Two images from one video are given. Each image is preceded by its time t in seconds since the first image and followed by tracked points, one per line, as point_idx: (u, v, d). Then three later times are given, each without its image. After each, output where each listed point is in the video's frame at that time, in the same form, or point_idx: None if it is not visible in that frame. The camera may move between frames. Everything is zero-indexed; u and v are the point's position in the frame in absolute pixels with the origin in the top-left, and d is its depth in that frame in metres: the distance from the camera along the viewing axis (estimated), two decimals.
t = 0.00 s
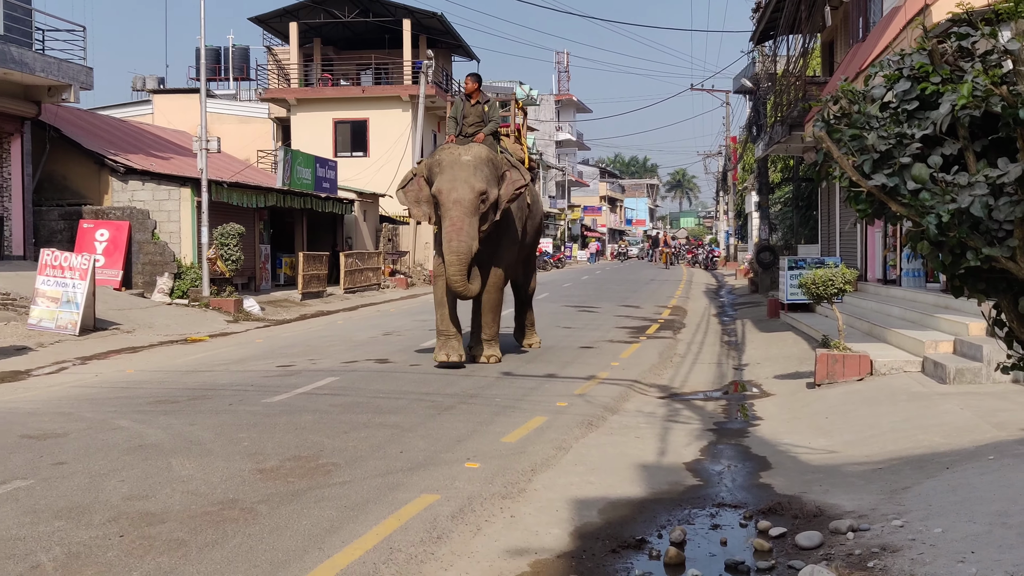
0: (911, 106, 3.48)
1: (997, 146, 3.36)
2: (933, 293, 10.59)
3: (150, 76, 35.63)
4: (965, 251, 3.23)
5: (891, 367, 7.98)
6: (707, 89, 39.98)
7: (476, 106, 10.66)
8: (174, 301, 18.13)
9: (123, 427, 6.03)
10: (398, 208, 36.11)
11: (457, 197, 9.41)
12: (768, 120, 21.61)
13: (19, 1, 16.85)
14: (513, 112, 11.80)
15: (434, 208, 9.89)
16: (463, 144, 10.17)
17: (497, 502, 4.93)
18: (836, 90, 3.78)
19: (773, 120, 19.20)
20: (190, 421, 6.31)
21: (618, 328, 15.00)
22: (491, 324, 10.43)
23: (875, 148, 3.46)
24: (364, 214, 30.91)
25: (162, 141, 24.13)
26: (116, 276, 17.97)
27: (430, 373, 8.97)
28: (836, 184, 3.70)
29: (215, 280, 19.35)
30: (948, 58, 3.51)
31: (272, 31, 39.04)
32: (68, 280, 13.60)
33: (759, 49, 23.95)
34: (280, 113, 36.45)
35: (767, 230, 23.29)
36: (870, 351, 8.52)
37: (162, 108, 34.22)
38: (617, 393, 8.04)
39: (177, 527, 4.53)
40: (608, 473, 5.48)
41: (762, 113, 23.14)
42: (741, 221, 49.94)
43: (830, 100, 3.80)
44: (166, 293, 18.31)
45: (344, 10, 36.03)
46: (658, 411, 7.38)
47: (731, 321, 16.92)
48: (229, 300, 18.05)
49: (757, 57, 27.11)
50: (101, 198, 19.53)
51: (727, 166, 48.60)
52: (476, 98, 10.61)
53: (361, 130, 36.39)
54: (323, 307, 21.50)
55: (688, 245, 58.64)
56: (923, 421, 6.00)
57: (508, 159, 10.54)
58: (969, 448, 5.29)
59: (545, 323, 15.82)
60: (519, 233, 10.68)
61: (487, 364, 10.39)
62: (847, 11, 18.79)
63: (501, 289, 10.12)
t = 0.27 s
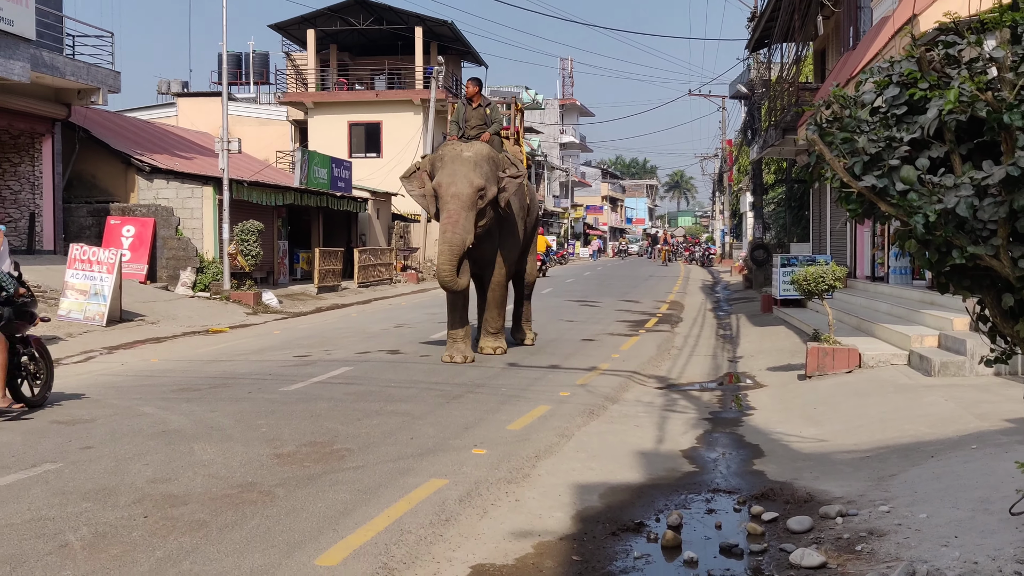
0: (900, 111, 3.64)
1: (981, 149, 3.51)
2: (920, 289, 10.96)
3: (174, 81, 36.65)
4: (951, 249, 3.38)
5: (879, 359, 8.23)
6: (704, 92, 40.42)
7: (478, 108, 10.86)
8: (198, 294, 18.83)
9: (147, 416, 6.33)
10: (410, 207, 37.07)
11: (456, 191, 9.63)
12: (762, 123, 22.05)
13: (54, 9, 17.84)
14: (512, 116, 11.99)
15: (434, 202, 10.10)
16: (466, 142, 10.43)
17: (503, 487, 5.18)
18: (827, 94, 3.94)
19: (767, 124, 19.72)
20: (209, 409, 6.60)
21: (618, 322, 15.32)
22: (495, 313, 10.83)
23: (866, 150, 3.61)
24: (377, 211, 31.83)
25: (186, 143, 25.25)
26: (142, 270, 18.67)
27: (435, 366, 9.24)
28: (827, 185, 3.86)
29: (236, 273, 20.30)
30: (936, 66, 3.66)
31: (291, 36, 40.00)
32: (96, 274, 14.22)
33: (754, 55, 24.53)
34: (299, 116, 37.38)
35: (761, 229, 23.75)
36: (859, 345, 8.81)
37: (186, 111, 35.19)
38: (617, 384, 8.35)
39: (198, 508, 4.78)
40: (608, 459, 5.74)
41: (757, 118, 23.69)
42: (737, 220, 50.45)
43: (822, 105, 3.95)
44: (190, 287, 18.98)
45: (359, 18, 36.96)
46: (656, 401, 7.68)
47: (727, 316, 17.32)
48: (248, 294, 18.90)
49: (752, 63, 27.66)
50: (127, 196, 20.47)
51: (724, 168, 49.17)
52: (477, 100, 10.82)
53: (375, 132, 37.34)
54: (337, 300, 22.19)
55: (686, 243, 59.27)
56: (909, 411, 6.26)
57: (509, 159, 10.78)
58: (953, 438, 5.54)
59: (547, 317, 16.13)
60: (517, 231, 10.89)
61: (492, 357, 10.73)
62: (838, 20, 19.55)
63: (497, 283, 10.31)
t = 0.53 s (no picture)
0: (889, 118, 3.79)
1: (967, 154, 3.66)
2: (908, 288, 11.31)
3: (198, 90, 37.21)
4: (937, 249, 3.56)
5: (869, 354, 8.52)
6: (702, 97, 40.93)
7: (478, 111, 11.17)
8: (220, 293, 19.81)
9: (172, 409, 6.63)
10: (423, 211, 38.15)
11: (458, 208, 9.85)
12: (757, 129, 22.52)
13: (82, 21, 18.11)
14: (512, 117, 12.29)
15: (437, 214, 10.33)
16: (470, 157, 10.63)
17: (511, 476, 5.44)
18: (819, 102, 4.08)
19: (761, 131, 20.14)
20: (230, 403, 6.90)
21: (620, 319, 15.62)
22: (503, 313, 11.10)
23: (856, 156, 3.78)
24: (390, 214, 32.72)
25: (208, 149, 26.22)
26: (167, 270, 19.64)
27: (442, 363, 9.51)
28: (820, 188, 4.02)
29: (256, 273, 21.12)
30: (924, 75, 3.80)
31: (308, 48, 40.44)
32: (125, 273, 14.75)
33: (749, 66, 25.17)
34: (316, 124, 38.00)
35: (756, 230, 24.13)
36: (850, 340, 9.12)
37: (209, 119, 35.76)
38: (619, 378, 8.65)
39: (221, 496, 5.04)
40: (611, 450, 6.01)
41: (751, 125, 24.12)
42: (732, 221, 50.98)
43: (814, 111, 4.09)
44: (213, 286, 19.94)
45: (374, 30, 37.64)
46: (656, 394, 7.97)
47: (724, 313, 17.68)
48: (269, 292, 20.08)
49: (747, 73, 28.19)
50: (153, 200, 21.45)
51: (720, 172, 49.76)
52: (477, 104, 11.11)
53: (389, 139, 38.47)
54: (354, 299, 22.74)
55: (687, 244, 59.78)
56: (898, 405, 6.52)
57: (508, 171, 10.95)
58: (939, 430, 5.80)
59: (551, 315, 16.42)
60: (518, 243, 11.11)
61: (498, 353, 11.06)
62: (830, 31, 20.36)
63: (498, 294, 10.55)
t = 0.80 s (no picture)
0: (880, 125, 3.75)
1: (954, 161, 3.64)
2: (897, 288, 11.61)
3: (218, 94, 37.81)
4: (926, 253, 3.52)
5: (859, 352, 8.79)
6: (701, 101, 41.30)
7: (482, 112, 11.34)
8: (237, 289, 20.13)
9: (190, 401, 6.90)
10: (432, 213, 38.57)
11: (463, 212, 10.11)
12: (754, 135, 22.92)
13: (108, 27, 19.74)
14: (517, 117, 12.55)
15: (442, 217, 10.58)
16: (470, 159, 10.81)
17: (515, 466, 5.68)
18: (813, 109, 4.01)
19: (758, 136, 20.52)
20: (245, 395, 7.16)
21: (620, 317, 15.91)
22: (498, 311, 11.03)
23: (848, 162, 3.73)
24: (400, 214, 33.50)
25: (227, 150, 27.49)
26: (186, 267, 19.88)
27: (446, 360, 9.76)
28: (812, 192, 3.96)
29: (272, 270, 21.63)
30: (913, 84, 3.77)
31: (325, 56, 40.90)
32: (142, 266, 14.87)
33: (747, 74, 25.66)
34: (332, 128, 38.69)
35: (750, 232, 24.34)
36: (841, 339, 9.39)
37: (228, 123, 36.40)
38: (619, 373, 8.92)
39: (237, 484, 5.26)
40: (611, 442, 6.25)
41: (748, 131, 24.45)
42: (731, 224, 51.35)
43: (807, 119, 4.05)
44: (231, 282, 20.35)
45: (387, 38, 38.26)
46: (655, 389, 8.24)
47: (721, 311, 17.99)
48: (284, 289, 20.14)
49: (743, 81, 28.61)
50: (173, 199, 22.70)
51: (718, 176, 50.16)
52: (483, 106, 11.29)
53: (400, 142, 38.90)
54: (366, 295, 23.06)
55: (687, 244, 60.16)
56: (887, 401, 6.76)
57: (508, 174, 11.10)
58: (926, 426, 6.04)
59: (554, 312, 16.71)
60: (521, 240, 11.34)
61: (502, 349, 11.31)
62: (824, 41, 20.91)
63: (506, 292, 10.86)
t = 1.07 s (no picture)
0: (882, 128, 3.78)
1: (956, 162, 3.66)
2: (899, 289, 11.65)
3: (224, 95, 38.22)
4: (928, 254, 3.55)
5: (862, 353, 8.82)
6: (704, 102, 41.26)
7: (484, 114, 11.33)
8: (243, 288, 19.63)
9: (197, 399, 6.94)
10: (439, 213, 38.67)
11: (468, 197, 10.07)
12: (757, 137, 22.97)
13: (115, 29, 19.89)
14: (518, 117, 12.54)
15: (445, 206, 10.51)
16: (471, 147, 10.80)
17: (519, 465, 5.71)
18: (815, 112, 4.03)
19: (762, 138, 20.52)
20: (252, 393, 7.21)
21: (624, 316, 15.94)
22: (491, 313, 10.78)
23: (851, 164, 3.76)
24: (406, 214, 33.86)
25: (233, 150, 27.77)
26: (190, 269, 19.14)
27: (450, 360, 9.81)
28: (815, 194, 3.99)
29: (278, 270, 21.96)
30: (916, 86, 3.80)
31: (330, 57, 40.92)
32: (153, 269, 15.03)
33: (750, 76, 25.74)
34: (338, 128, 38.82)
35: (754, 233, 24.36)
36: (843, 339, 9.40)
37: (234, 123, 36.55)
38: (623, 373, 8.96)
39: (243, 482, 5.29)
40: (614, 441, 6.28)
41: (752, 133, 24.43)
42: (735, 225, 51.26)
43: (811, 121, 4.08)
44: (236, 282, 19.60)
45: (392, 39, 38.35)
46: (658, 388, 8.27)
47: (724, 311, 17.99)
48: (290, 288, 19.67)
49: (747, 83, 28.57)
50: (181, 199, 23.01)
51: (721, 178, 50.10)
52: (485, 107, 11.28)
53: (406, 143, 38.97)
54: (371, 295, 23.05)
55: (690, 245, 60.04)
56: (889, 401, 6.78)
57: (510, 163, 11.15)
58: (928, 426, 6.06)
59: (559, 312, 16.74)
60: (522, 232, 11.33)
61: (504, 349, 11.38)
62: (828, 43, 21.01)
63: (509, 282, 10.80)
